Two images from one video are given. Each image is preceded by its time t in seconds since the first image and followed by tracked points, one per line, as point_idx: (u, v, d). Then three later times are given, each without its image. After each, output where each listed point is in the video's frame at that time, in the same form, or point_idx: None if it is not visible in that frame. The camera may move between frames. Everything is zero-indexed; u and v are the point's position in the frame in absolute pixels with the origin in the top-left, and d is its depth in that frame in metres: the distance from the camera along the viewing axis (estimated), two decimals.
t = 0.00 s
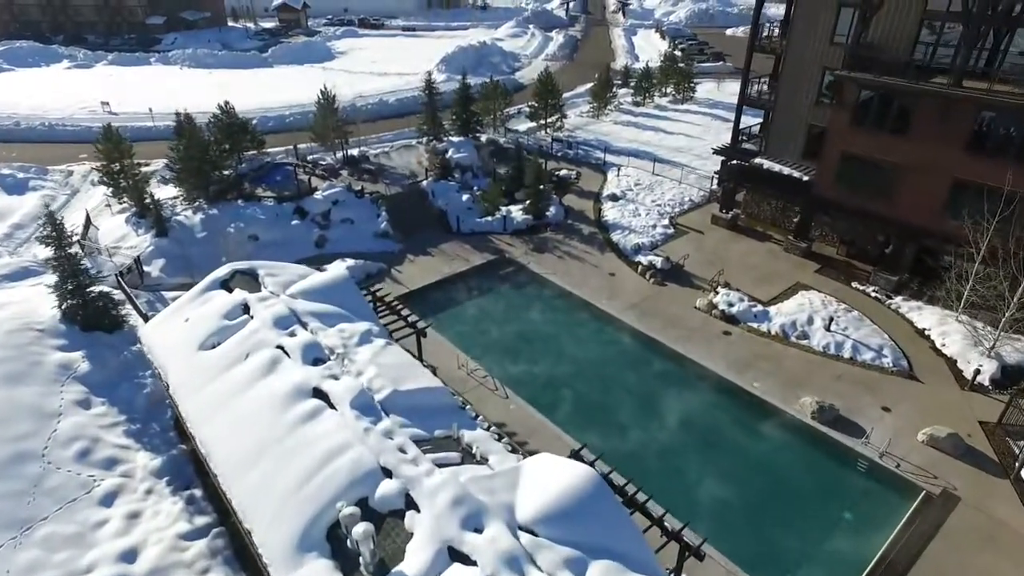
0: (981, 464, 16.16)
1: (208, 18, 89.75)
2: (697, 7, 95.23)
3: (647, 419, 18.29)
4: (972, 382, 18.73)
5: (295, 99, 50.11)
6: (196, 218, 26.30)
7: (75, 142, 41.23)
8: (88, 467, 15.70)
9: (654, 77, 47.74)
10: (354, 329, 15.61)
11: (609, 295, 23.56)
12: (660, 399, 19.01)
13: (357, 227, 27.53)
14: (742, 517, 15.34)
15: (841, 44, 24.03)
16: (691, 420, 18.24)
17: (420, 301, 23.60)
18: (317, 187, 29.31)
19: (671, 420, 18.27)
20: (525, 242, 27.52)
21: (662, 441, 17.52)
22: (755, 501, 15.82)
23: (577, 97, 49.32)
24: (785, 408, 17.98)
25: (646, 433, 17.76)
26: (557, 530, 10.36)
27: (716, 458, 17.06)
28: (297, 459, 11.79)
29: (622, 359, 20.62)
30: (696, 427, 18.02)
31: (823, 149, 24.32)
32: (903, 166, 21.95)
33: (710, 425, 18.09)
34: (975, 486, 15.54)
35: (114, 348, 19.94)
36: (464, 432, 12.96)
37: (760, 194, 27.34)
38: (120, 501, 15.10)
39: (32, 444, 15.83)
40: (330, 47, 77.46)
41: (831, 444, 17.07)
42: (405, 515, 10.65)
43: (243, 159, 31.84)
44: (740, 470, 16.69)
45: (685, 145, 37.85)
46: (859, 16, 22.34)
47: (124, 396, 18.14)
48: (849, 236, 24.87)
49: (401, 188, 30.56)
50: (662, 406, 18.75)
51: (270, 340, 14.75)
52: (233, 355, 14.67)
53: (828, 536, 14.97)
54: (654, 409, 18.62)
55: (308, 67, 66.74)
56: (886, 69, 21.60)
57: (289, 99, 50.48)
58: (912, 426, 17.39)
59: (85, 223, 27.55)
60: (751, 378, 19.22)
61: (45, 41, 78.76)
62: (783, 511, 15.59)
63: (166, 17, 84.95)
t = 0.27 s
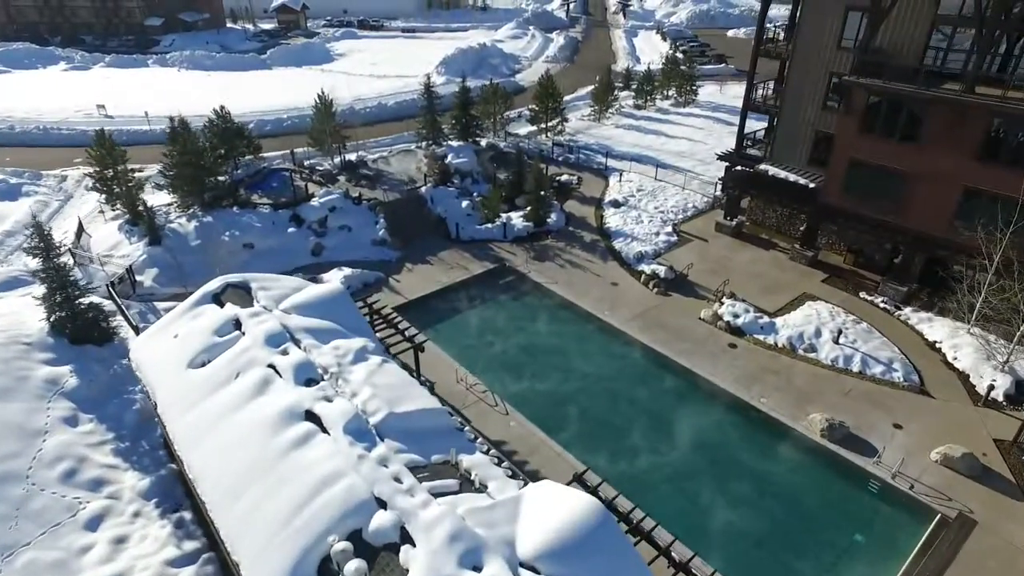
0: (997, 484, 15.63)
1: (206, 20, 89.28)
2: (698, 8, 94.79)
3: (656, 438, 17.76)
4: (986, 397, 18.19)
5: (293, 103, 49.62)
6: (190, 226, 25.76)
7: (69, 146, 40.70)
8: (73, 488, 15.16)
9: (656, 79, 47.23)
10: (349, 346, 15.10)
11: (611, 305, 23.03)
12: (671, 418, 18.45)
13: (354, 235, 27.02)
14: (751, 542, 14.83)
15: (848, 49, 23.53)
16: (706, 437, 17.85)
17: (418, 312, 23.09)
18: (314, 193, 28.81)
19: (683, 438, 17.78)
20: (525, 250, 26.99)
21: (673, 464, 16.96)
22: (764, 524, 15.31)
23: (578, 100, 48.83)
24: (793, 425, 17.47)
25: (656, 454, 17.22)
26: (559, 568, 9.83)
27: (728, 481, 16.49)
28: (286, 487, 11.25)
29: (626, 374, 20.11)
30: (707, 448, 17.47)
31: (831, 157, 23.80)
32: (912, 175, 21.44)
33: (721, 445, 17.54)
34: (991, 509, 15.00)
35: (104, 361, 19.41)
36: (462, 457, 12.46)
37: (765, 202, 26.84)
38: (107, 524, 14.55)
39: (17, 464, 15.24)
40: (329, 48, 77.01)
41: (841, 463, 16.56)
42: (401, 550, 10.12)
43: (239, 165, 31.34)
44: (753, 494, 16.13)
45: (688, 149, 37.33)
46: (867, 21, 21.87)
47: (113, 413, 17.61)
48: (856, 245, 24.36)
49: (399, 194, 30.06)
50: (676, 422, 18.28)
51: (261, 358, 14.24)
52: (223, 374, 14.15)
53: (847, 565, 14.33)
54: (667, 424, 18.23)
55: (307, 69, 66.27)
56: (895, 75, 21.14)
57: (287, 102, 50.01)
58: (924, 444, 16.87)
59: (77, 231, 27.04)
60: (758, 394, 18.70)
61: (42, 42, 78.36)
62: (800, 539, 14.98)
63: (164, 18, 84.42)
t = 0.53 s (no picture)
0: (1013, 504, 15.14)
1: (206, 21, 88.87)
2: (699, 9, 94.30)
3: (664, 456, 17.22)
4: (999, 412, 17.70)
5: (292, 105, 49.21)
6: (185, 233, 25.36)
7: (66, 149, 40.29)
8: (61, 508, 14.70)
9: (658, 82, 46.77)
10: (344, 361, 14.63)
11: (614, 315, 22.59)
12: (683, 437, 17.82)
13: (352, 242, 26.57)
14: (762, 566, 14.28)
15: (855, 54, 23.09)
16: (718, 457, 17.11)
17: (417, 323, 22.66)
18: (311, 199, 28.35)
19: (696, 456, 17.17)
20: (526, 257, 26.54)
21: (683, 483, 16.37)
22: (775, 547, 14.76)
23: (579, 103, 48.38)
24: (801, 441, 17.03)
25: (669, 474, 16.62)
26: None
27: (743, 505, 15.78)
28: (277, 515, 10.76)
29: (628, 386, 19.65)
30: (719, 467, 16.83)
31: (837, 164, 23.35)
32: (921, 182, 21.00)
33: (732, 462, 16.96)
34: (1008, 530, 14.52)
35: (94, 374, 18.93)
36: (461, 481, 12.00)
37: (770, 208, 26.38)
38: (94, 546, 14.10)
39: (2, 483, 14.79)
40: (329, 50, 76.56)
41: (852, 481, 16.08)
42: None
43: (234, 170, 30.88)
44: (770, 519, 15.44)
45: (690, 153, 36.88)
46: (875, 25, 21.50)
47: (103, 428, 17.16)
48: (864, 253, 23.91)
49: (398, 200, 29.61)
50: (689, 439, 17.71)
51: (254, 376, 13.77)
52: (214, 392, 13.68)
53: None
54: (682, 441, 17.65)
55: (306, 71, 65.83)
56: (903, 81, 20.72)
57: (285, 105, 49.56)
58: (936, 461, 16.41)
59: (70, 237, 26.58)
60: (764, 408, 18.26)
61: (40, 43, 78.00)
62: (820, 567, 14.32)
63: (163, 19, 83.97)
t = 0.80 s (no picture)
0: None
1: (203, 22, 88.26)
2: (701, 10, 93.75)
3: (672, 479, 16.67)
4: (1014, 431, 17.16)
5: (289, 108, 48.66)
6: (178, 242, 24.86)
7: (59, 154, 39.72)
8: (44, 534, 14.13)
9: (659, 85, 46.23)
10: (337, 382, 14.09)
11: (617, 327, 22.04)
12: (697, 461, 17.19)
13: (349, 250, 26.04)
14: None
15: (864, 59, 22.55)
16: (732, 480, 16.59)
17: (415, 335, 22.13)
18: (308, 206, 27.81)
19: (710, 480, 16.61)
20: (527, 266, 26.00)
21: (693, 509, 15.81)
22: None
23: (580, 106, 47.84)
24: (811, 461, 16.48)
25: (682, 500, 16.02)
26: None
27: (759, 535, 15.18)
28: (267, 553, 10.21)
29: (632, 402, 19.12)
30: (732, 492, 16.26)
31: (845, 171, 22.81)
32: (932, 192, 20.45)
33: (743, 488, 16.41)
34: None
35: (82, 390, 18.34)
36: (458, 511, 11.46)
37: (776, 216, 25.84)
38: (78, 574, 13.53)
39: None
40: (328, 51, 76.08)
41: (865, 504, 15.52)
42: None
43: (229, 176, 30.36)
44: (786, 549, 14.87)
45: (693, 158, 36.35)
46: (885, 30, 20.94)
47: (90, 448, 16.59)
48: (872, 263, 23.36)
49: (396, 207, 29.08)
50: (701, 462, 17.13)
51: (244, 398, 13.23)
52: (203, 415, 13.12)
53: None
54: (694, 462, 17.14)
55: (304, 73, 65.28)
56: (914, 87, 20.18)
57: (283, 108, 49.02)
58: (951, 483, 15.86)
59: (60, 245, 26.04)
60: (772, 425, 17.71)
61: (37, 45, 77.63)
62: None
63: (161, 21, 83.50)
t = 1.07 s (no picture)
0: None
1: (202, 23, 87.78)
2: (702, 11, 93.24)
3: (678, 498, 16.17)
4: None
5: (288, 111, 48.21)
6: (172, 249, 24.40)
7: (54, 157, 39.26)
8: (28, 558, 13.63)
9: (661, 87, 45.75)
10: (332, 400, 13.62)
11: (620, 337, 21.58)
12: (708, 480, 16.63)
13: (346, 258, 25.58)
14: None
15: (871, 64, 22.12)
16: (744, 501, 16.00)
17: (414, 346, 21.67)
18: (305, 212, 27.34)
19: (723, 500, 16.07)
20: (527, 274, 25.53)
21: (699, 528, 15.31)
22: None
23: (581, 109, 47.38)
24: (820, 479, 16.02)
25: (687, 519, 15.53)
26: None
27: (769, 558, 14.60)
28: None
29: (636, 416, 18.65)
30: (739, 510, 15.75)
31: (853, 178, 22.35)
32: (942, 200, 20.00)
33: (750, 505, 15.90)
34: None
35: (71, 404, 17.83)
36: (456, 540, 10.99)
37: (781, 223, 25.38)
38: None
39: None
40: (327, 53, 75.58)
41: (876, 525, 15.05)
42: None
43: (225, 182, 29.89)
44: (796, 571, 14.35)
45: (696, 163, 35.89)
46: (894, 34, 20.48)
47: (78, 465, 16.11)
48: (880, 271, 22.90)
49: (395, 213, 28.69)
50: (706, 478, 16.65)
51: (234, 419, 12.77)
52: (192, 437, 12.65)
53: None
54: (706, 483, 16.53)
55: (303, 75, 64.82)
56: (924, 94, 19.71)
57: (281, 110, 48.57)
58: (965, 502, 15.39)
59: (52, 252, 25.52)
60: (779, 440, 17.26)
61: (35, 47, 77.31)
62: None
63: (159, 22, 82.84)
